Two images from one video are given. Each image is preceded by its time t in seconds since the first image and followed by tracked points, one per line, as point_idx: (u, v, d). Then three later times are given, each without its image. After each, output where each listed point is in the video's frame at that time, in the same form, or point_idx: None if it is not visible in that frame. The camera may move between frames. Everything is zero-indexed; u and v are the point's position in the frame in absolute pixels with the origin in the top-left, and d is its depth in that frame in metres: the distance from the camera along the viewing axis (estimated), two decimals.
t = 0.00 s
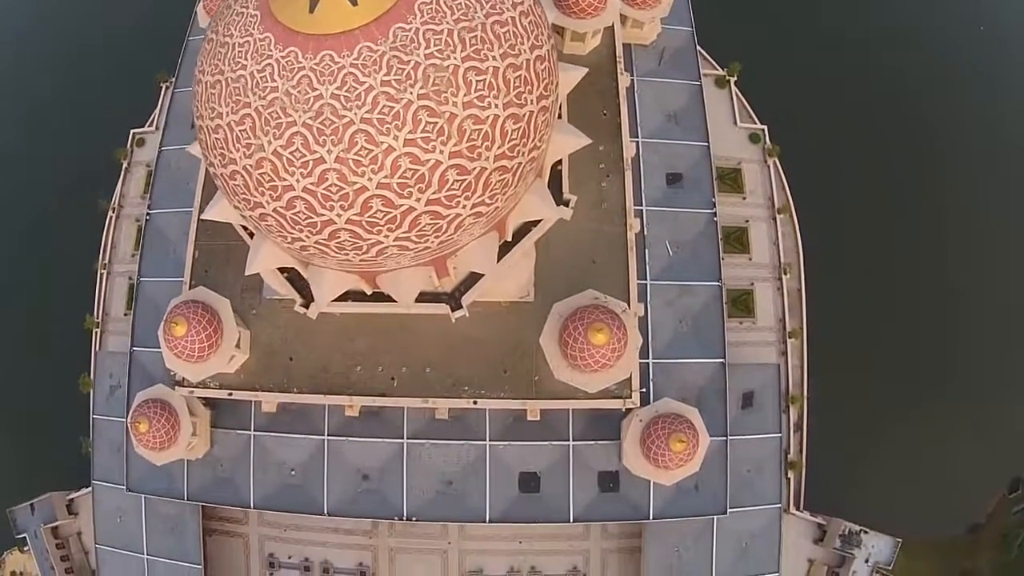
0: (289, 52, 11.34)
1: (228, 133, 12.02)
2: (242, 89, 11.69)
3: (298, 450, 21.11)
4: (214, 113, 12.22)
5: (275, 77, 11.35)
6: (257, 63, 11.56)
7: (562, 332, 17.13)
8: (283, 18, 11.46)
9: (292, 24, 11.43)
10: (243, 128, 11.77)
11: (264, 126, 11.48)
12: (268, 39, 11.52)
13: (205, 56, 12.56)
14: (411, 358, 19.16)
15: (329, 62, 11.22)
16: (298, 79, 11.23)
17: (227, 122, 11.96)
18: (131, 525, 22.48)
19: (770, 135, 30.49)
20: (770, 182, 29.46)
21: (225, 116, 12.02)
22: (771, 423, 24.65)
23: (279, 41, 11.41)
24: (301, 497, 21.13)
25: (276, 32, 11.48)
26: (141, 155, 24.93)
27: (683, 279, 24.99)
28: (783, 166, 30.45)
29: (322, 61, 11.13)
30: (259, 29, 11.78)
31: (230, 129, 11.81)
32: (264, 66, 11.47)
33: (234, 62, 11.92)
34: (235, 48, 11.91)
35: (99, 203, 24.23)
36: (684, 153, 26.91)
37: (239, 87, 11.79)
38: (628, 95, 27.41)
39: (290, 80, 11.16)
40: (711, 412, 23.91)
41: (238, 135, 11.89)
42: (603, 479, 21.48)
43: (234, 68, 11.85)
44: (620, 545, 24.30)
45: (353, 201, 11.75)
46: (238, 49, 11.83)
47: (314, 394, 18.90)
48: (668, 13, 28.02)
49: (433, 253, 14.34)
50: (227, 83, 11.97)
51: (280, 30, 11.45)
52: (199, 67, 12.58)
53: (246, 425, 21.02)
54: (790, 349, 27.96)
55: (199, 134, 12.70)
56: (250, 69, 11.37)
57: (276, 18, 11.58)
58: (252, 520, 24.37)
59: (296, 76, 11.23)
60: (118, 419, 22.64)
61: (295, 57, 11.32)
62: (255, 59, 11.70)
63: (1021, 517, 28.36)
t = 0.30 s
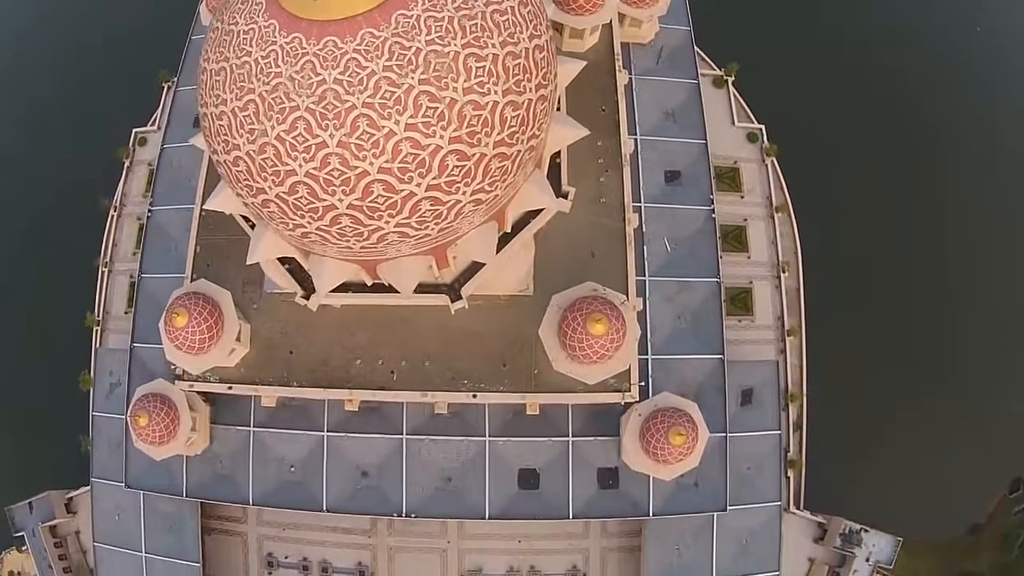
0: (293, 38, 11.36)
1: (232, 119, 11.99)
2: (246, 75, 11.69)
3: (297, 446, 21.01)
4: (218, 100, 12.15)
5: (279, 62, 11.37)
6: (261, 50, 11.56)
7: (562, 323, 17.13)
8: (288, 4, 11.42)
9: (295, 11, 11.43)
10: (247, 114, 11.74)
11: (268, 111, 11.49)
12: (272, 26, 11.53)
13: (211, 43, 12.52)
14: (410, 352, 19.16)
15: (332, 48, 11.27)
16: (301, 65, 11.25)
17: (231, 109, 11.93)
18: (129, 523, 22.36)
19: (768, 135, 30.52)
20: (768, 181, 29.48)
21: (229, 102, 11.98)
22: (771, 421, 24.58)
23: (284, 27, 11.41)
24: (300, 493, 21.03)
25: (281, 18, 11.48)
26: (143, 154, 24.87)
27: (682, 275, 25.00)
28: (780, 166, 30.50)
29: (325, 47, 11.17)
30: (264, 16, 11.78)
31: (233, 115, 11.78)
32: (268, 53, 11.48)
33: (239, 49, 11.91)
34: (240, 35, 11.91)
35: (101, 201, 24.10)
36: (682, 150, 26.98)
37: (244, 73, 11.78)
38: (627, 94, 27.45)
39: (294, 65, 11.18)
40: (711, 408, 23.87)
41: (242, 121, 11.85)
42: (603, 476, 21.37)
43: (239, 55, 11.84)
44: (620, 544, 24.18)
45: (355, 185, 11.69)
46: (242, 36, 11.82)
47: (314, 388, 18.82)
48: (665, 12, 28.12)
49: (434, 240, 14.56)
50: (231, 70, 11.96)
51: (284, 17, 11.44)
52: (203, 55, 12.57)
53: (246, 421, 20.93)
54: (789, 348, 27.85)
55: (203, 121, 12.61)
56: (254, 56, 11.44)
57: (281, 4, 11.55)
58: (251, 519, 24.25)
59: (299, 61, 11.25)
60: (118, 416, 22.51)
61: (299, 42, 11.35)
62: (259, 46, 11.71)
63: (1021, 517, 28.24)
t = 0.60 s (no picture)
0: (298, 46, 11.66)
1: (237, 125, 12.24)
2: (251, 82, 11.93)
3: (296, 461, 20.94)
4: (223, 107, 12.41)
5: (283, 69, 11.64)
6: (266, 57, 11.82)
7: (561, 334, 17.23)
8: (294, 12, 11.72)
9: (302, 19, 11.72)
10: (252, 120, 12.00)
11: (272, 117, 11.78)
12: (277, 34, 11.79)
13: (218, 51, 12.76)
14: (411, 366, 19.16)
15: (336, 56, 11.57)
16: (305, 71, 11.54)
17: (235, 115, 12.18)
18: (126, 538, 22.22)
19: (764, 155, 30.80)
20: (765, 200, 29.69)
21: (234, 109, 12.24)
22: (771, 437, 24.52)
23: (289, 35, 11.69)
24: (298, 509, 20.93)
25: (287, 26, 11.75)
26: (146, 172, 25.10)
27: (680, 292, 25.07)
28: (778, 185, 30.72)
29: (329, 54, 11.47)
30: (270, 25, 12.05)
31: (238, 121, 12.03)
32: (273, 60, 11.75)
33: (244, 57, 12.16)
34: (245, 44, 12.15)
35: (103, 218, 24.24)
36: (680, 169, 27.26)
37: (249, 81, 12.04)
38: (625, 113, 27.79)
39: (298, 72, 11.46)
40: (710, 424, 23.84)
41: (246, 127, 12.12)
42: (603, 491, 21.27)
43: (244, 63, 12.09)
44: (620, 561, 24.00)
45: (356, 191, 12.05)
46: (248, 44, 12.06)
47: (314, 402, 18.78)
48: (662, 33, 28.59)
49: (435, 250, 14.85)
50: (236, 77, 12.20)
51: (291, 25, 11.72)
52: (209, 64, 12.84)
53: (246, 436, 20.90)
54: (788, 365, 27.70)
55: (208, 129, 12.89)
56: (260, 63, 11.66)
57: (287, 12, 11.84)
58: (249, 536, 24.07)
59: (304, 68, 11.54)
60: (117, 431, 22.48)
61: (304, 50, 11.63)
62: (264, 53, 11.97)
63: None
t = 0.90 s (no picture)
0: (303, 55, 11.92)
1: (242, 133, 12.48)
2: (256, 90, 12.18)
3: (295, 477, 20.88)
4: (228, 115, 12.65)
5: (288, 77, 11.91)
6: (271, 65, 12.08)
7: (560, 345, 17.30)
8: (299, 21, 11.96)
9: (306, 29, 11.95)
10: (256, 127, 12.25)
11: (277, 124, 12.04)
12: (283, 43, 12.06)
13: (223, 61, 12.99)
14: (411, 380, 19.15)
15: (340, 64, 11.85)
16: (310, 79, 11.81)
17: (240, 123, 12.42)
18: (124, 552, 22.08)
19: (762, 175, 31.04)
20: (763, 219, 29.87)
21: (239, 117, 12.46)
22: (771, 453, 24.47)
23: (294, 44, 11.97)
24: (297, 524, 20.83)
25: (292, 35, 12.02)
26: (149, 190, 25.33)
27: (679, 309, 25.16)
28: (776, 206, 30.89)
29: (333, 62, 11.74)
30: (275, 34, 12.31)
31: (243, 128, 12.27)
32: (279, 68, 12.01)
33: (249, 66, 12.40)
34: (251, 53, 12.40)
35: (105, 234, 24.38)
36: (678, 188, 27.50)
37: (254, 89, 12.27)
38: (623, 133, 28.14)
39: (303, 80, 11.74)
40: (710, 440, 23.81)
41: (251, 134, 12.36)
42: (603, 507, 21.16)
43: (249, 71, 12.33)
44: None
45: (358, 197, 12.37)
46: (253, 53, 12.32)
47: (314, 415, 18.68)
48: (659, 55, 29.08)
49: (436, 259, 15.08)
50: (242, 85, 12.44)
51: (296, 34, 11.99)
52: (213, 73, 13.09)
53: (246, 450, 20.86)
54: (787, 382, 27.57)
55: (212, 138, 13.12)
56: (266, 71, 11.91)
57: (292, 22, 12.10)
58: (247, 554, 23.89)
59: (308, 76, 11.81)
60: (117, 445, 22.44)
61: (308, 59, 11.91)
62: (269, 62, 12.22)
63: None
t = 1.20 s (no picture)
0: (308, 64, 12.25)
1: (246, 142, 12.71)
2: (262, 99, 12.44)
3: (295, 492, 20.83)
4: (234, 124, 12.90)
5: (293, 86, 12.19)
6: (277, 75, 12.37)
7: (559, 358, 17.36)
8: (305, 32, 12.35)
9: (312, 39, 12.34)
10: (261, 135, 12.48)
11: (282, 132, 12.27)
12: (289, 53, 12.40)
13: (229, 72, 13.28)
14: (411, 394, 19.14)
15: (344, 74, 12.18)
16: (315, 88, 12.10)
17: (245, 131, 12.66)
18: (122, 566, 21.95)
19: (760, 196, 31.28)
20: (761, 238, 30.06)
21: (244, 125, 12.71)
22: (771, 469, 24.44)
23: (300, 54, 12.30)
24: (296, 539, 20.73)
25: (297, 46, 12.37)
26: (151, 208, 25.56)
27: (677, 326, 25.26)
28: (774, 226, 31.08)
29: (337, 72, 12.09)
30: (281, 45, 12.64)
31: (248, 136, 12.50)
32: (284, 77, 12.30)
33: (255, 75, 12.69)
34: (257, 63, 12.69)
35: (108, 252, 24.53)
36: (675, 207, 27.76)
37: (259, 98, 12.55)
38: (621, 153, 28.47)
39: (308, 88, 12.02)
40: (710, 456, 23.80)
41: (256, 142, 12.59)
42: (603, 523, 21.06)
43: (255, 80, 12.62)
44: None
45: (361, 205, 12.58)
46: (259, 63, 12.62)
47: (314, 428, 18.62)
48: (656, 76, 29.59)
49: (436, 270, 15.23)
50: (248, 95, 12.71)
51: (301, 44, 12.34)
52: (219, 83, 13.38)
53: (245, 465, 20.84)
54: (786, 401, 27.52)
55: (218, 147, 13.36)
56: (271, 80, 12.19)
57: (298, 33, 12.47)
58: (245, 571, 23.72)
59: (313, 85, 12.11)
60: (116, 460, 22.40)
61: (313, 68, 12.22)
62: (275, 72, 12.52)
63: None
